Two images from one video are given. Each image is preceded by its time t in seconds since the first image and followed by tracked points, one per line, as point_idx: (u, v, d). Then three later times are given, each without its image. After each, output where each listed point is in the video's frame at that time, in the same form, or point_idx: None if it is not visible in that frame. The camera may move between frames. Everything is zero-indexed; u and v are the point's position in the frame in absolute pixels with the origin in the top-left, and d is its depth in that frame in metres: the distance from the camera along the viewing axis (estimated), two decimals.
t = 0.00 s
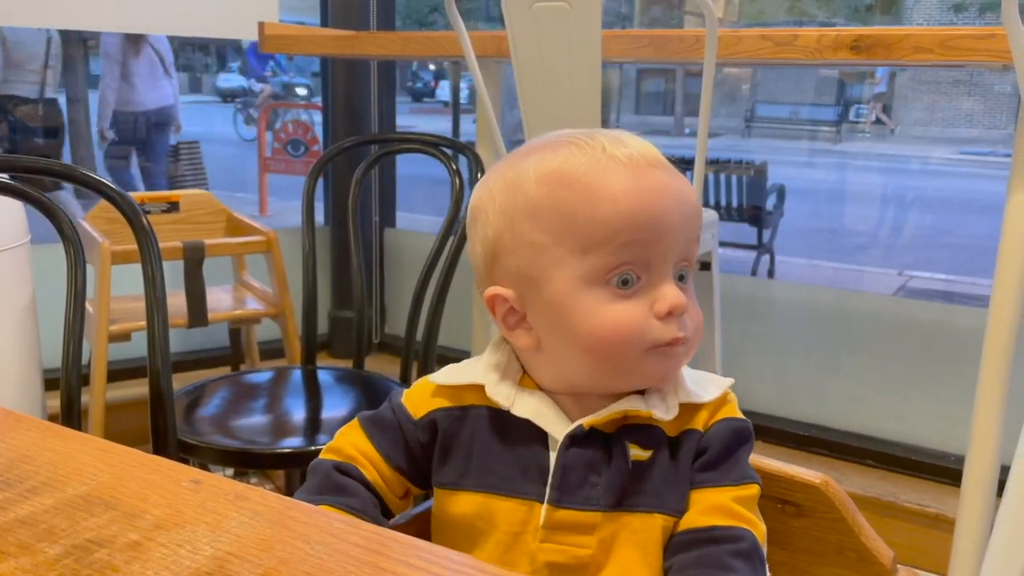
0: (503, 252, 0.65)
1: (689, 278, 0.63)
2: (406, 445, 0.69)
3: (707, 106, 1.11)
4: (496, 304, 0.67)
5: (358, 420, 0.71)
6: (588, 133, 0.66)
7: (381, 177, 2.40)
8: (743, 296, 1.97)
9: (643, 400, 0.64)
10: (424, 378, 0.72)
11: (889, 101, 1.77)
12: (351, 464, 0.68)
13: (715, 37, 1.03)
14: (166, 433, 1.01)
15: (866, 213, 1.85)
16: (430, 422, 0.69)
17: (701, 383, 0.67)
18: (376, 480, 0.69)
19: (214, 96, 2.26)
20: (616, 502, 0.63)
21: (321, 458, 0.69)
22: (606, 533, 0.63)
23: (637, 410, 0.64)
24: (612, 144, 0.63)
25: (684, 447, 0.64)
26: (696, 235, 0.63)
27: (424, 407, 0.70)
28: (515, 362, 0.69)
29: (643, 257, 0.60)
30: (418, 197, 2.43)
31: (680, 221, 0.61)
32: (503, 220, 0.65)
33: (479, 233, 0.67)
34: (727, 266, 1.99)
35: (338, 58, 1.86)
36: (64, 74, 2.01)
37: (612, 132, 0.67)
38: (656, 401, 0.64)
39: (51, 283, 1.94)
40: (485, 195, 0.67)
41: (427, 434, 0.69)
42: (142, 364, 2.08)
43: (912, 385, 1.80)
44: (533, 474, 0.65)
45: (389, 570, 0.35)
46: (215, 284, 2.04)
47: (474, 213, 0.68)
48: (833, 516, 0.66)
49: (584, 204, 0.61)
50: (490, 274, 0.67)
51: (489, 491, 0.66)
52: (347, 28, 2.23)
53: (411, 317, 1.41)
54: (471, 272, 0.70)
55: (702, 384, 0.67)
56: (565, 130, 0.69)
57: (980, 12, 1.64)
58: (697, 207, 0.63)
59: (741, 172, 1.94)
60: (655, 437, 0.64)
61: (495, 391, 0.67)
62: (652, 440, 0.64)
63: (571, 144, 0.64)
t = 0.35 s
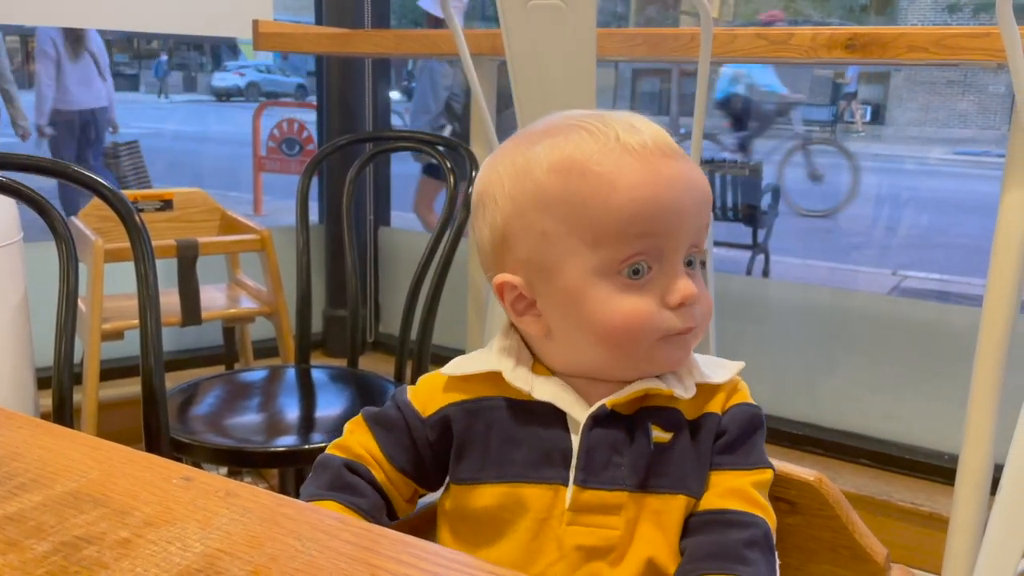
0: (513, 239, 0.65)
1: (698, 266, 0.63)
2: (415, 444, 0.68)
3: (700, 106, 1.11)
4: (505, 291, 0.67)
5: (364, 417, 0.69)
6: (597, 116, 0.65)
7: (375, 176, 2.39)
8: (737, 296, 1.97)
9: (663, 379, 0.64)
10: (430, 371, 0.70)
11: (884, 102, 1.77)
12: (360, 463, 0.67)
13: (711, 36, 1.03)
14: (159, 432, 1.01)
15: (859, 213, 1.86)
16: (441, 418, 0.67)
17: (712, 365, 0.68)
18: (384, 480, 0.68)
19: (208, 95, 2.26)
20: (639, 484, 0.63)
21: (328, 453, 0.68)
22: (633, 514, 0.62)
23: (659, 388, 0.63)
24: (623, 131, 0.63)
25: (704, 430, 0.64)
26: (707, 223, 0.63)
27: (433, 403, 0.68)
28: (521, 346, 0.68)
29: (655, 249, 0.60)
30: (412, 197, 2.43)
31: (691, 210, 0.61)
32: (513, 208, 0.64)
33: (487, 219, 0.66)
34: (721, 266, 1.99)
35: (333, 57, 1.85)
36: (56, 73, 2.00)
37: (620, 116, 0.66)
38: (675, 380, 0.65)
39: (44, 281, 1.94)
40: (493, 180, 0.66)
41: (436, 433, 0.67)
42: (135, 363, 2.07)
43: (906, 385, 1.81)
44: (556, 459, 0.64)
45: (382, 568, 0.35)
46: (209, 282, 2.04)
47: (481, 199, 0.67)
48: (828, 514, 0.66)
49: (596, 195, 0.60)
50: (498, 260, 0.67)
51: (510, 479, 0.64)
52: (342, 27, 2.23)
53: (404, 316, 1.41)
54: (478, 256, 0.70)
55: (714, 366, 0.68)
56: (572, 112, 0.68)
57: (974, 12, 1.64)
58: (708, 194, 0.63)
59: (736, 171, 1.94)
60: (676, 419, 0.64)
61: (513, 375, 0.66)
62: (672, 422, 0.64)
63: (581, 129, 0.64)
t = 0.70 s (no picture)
0: (491, 248, 0.65)
1: (676, 273, 0.63)
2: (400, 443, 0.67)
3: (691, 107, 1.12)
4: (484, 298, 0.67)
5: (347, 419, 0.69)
6: (578, 121, 0.64)
7: (366, 175, 2.39)
8: (727, 296, 1.98)
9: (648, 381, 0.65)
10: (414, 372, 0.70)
11: (873, 103, 1.78)
12: (346, 464, 0.67)
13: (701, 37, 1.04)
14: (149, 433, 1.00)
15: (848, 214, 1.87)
16: (425, 417, 0.67)
17: (690, 359, 0.68)
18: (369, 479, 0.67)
19: (198, 95, 2.25)
20: (625, 479, 0.63)
21: (314, 457, 0.68)
22: (619, 509, 0.62)
23: (639, 389, 0.64)
24: (601, 140, 0.62)
25: (692, 428, 0.65)
26: (685, 231, 0.63)
27: (416, 403, 0.68)
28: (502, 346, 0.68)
29: (632, 262, 0.60)
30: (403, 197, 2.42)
31: (669, 223, 0.60)
32: (491, 218, 0.64)
33: (467, 225, 0.66)
34: (712, 266, 2.00)
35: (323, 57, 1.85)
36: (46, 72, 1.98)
37: (600, 120, 0.65)
38: (655, 379, 0.65)
39: (33, 282, 1.93)
40: (472, 187, 0.65)
41: (420, 431, 0.67)
42: (125, 364, 2.06)
43: (895, 385, 1.81)
44: (541, 456, 0.64)
45: (374, 568, 0.35)
46: (199, 282, 2.03)
47: (461, 203, 0.67)
48: (819, 514, 0.67)
49: (572, 210, 0.60)
50: (478, 266, 0.67)
51: (494, 477, 0.64)
52: (332, 26, 2.23)
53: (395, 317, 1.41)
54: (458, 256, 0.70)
55: (691, 360, 0.68)
56: (552, 114, 0.67)
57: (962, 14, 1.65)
58: (686, 202, 0.63)
59: (726, 172, 1.95)
60: (660, 419, 0.65)
61: (498, 376, 0.66)
62: (657, 421, 0.64)
63: (560, 137, 0.63)
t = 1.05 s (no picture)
0: (509, 239, 0.61)
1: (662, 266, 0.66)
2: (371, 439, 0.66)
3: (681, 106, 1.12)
4: (487, 285, 0.63)
5: (314, 417, 0.68)
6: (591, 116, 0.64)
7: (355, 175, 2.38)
8: (715, 296, 1.98)
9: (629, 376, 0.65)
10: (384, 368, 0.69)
11: (860, 104, 1.79)
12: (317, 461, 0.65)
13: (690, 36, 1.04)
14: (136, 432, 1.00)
15: (837, 214, 1.88)
16: (398, 413, 0.66)
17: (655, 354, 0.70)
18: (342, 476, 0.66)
19: (185, 95, 2.24)
20: (608, 460, 0.63)
21: (284, 458, 0.67)
22: (605, 487, 0.62)
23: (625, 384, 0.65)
24: (624, 137, 0.62)
25: (669, 408, 0.66)
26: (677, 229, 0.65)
27: (387, 399, 0.66)
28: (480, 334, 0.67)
29: (649, 259, 0.61)
30: (392, 197, 2.42)
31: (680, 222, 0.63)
32: (515, 207, 0.60)
33: (478, 213, 0.62)
34: (701, 266, 2.00)
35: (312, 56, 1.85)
36: (31, 72, 1.97)
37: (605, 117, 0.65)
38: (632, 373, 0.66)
39: (18, 281, 1.91)
40: (489, 173, 0.62)
41: (393, 427, 0.66)
42: (112, 364, 2.05)
43: (883, 384, 1.82)
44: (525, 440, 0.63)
45: (366, 563, 0.35)
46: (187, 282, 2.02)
47: (468, 190, 0.63)
48: (809, 509, 0.67)
49: (610, 206, 0.59)
50: (484, 255, 0.63)
51: (477, 465, 0.63)
52: (321, 25, 2.22)
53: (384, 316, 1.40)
54: (445, 243, 0.65)
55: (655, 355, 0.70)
56: (554, 106, 0.65)
57: (949, 16, 1.66)
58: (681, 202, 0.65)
59: (715, 172, 1.95)
60: (634, 407, 0.66)
61: (475, 362, 0.65)
62: (630, 410, 0.66)
63: (583, 129, 0.62)
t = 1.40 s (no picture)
0: (511, 230, 0.61)
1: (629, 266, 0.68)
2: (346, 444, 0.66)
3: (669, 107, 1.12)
4: (485, 280, 0.62)
5: (288, 422, 0.67)
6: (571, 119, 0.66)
7: (342, 174, 2.38)
8: (702, 295, 1.99)
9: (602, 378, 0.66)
10: (360, 373, 0.69)
11: (848, 106, 1.80)
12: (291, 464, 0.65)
13: (678, 37, 1.04)
14: (121, 433, 0.99)
15: (823, 215, 1.89)
16: (373, 418, 0.65)
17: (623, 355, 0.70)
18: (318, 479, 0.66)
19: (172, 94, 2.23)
20: (583, 460, 0.62)
21: (258, 464, 0.66)
22: (582, 485, 0.61)
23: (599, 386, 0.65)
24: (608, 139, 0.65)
25: (640, 405, 0.66)
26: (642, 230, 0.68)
27: (362, 403, 0.66)
28: (459, 332, 0.67)
29: (634, 254, 0.64)
30: (380, 196, 2.41)
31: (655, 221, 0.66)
32: (519, 198, 0.60)
33: (478, 204, 0.61)
34: (689, 266, 2.01)
35: (301, 55, 1.84)
36: (16, 70, 1.95)
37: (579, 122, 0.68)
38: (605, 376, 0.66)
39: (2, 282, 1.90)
40: (489, 165, 0.61)
41: (369, 431, 0.66)
42: (98, 364, 2.04)
43: (868, 383, 1.83)
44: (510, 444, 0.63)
45: (353, 563, 0.34)
46: (173, 282, 2.01)
47: (466, 182, 0.61)
48: (797, 507, 0.67)
49: (608, 200, 0.61)
50: (481, 247, 0.62)
51: (453, 467, 0.63)
52: (308, 24, 2.21)
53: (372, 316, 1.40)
54: (432, 240, 0.63)
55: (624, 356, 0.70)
56: (532, 110, 0.67)
57: (934, 18, 1.68)
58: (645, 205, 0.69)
59: (702, 173, 1.96)
60: (607, 407, 0.66)
61: (452, 362, 0.65)
62: (603, 409, 0.66)
63: (573, 129, 0.63)
